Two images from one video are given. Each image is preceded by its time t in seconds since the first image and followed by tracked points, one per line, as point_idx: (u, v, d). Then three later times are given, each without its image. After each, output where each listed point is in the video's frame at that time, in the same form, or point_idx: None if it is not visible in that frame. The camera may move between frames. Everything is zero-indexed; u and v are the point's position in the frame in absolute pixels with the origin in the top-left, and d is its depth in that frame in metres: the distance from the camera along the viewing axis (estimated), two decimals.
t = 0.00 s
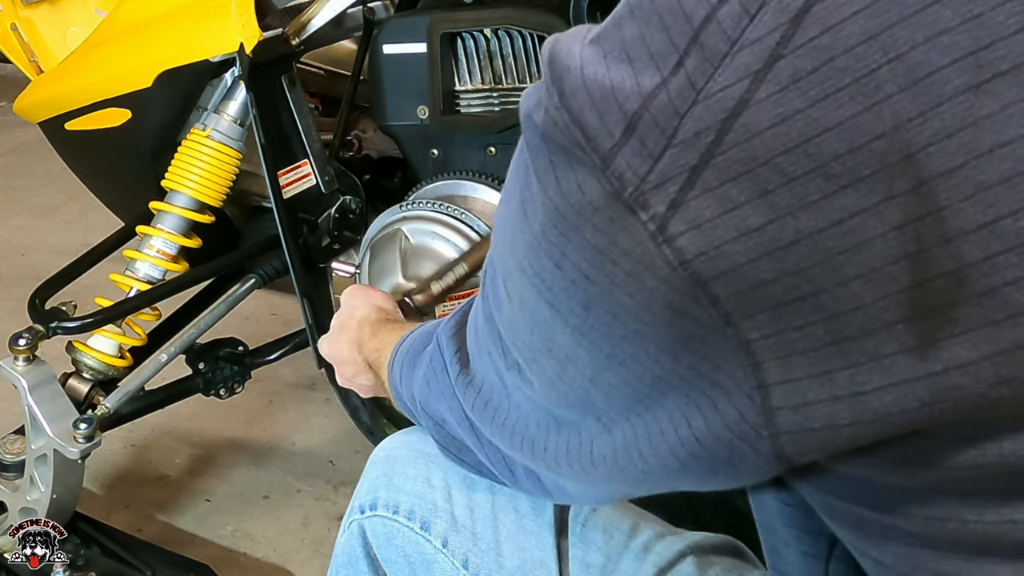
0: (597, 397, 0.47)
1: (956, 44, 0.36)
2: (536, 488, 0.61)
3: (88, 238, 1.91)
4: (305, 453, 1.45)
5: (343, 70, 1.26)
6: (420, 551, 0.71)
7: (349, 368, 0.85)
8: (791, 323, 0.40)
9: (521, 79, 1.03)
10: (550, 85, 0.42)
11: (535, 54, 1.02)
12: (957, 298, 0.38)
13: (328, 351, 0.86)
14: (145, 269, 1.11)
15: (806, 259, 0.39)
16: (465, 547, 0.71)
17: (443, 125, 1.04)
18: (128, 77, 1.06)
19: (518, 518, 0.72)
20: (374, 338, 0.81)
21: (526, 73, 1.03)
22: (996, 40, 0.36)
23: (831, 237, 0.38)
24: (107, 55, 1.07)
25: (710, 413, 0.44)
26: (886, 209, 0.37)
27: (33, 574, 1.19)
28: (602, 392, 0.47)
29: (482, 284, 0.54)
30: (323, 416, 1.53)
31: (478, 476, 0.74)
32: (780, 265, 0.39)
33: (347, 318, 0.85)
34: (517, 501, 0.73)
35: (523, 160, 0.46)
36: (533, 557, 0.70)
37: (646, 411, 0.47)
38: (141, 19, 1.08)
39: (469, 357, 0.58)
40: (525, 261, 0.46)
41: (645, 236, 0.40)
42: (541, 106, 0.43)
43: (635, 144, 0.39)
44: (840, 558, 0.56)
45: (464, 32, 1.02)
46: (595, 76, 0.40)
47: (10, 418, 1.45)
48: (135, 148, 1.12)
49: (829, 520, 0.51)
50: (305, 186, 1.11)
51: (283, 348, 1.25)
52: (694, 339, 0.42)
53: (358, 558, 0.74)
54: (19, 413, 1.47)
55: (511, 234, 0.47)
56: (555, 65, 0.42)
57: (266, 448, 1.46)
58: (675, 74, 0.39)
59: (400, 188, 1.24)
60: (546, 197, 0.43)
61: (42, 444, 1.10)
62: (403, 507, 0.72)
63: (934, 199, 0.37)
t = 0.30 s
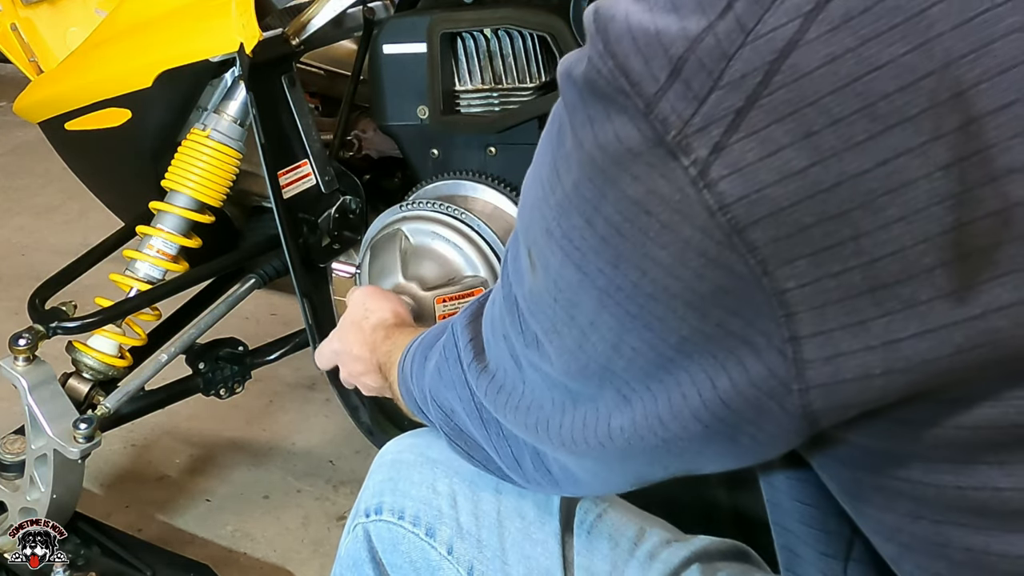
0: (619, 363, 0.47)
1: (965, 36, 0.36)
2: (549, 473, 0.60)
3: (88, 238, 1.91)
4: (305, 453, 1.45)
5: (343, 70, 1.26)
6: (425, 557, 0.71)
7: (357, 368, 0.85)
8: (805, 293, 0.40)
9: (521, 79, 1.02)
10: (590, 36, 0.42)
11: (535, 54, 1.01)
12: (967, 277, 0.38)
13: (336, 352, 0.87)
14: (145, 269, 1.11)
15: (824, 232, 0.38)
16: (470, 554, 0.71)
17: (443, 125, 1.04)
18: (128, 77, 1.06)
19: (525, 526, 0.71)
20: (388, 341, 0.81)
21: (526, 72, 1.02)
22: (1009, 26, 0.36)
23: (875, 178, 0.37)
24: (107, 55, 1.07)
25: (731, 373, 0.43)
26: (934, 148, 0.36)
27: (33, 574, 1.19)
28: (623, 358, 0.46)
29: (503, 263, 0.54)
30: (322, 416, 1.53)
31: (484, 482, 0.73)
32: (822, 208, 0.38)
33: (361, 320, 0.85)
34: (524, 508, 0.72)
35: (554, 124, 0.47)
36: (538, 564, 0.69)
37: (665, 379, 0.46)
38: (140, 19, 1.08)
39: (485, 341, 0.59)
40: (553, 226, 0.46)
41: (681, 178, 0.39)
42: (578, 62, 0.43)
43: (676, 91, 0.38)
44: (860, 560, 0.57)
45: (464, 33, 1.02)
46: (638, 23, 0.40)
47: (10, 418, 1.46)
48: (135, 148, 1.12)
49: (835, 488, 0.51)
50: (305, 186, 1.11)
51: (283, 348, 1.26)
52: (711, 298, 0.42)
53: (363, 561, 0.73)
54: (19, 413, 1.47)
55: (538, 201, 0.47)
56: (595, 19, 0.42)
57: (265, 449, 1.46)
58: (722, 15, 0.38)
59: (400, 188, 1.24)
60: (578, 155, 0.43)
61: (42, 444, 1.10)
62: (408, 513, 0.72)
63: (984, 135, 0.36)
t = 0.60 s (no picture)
0: (620, 370, 0.47)
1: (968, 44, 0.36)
2: (546, 480, 0.61)
3: (88, 238, 1.91)
4: (305, 453, 1.45)
5: (342, 70, 1.26)
6: (424, 561, 0.71)
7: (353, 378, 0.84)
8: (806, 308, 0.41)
9: (521, 79, 1.02)
10: (591, 43, 0.42)
11: (535, 53, 1.01)
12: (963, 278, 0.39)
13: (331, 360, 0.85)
14: (145, 269, 1.11)
15: (829, 247, 0.40)
16: (470, 557, 0.70)
17: (443, 125, 1.04)
18: (128, 77, 1.06)
19: (524, 529, 0.71)
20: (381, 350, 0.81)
21: (526, 72, 1.02)
22: (1008, 41, 0.37)
23: (884, 187, 0.38)
24: (107, 55, 1.08)
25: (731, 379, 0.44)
26: (943, 158, 0.38)
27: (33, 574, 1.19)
28: (622, 364, 0.47)
29: (498, 267, 0.55)
30: (323, 416, 1.53)
31: (482, 485, 0.73)
32: (829, 218, 0.39)
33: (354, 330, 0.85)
34: (522, 511, 0.72)
35: (550, 131, 0.47)
36: (538, 567, 0.69)
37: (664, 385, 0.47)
38: (140, 19, 1.08)
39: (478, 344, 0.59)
40: (550, 232, 0.46)
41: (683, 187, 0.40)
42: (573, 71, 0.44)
43: (679, 98, 0.39)
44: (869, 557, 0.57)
45: (464, 32, 1.02)
46: (640, 31, 0.40)
47: (10, 418, 1.46)
48: (135, 148, 1.12)
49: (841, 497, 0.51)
50: (305, 186, 1.11)
51: (283, 348, 1.26)
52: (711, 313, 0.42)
53: (361, 566, 0.73)
54: (19, 413, 1.47)
55: (533, 207, 0.48)
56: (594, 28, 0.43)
57: (266, 448, 1.46)
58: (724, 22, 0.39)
59: (400, 188, 1.24)
60: (577, 161, 0.44)
61: (43, 444, 1.10)
62: (407, 518, 0.72)
63: (995, 146, 0.38)
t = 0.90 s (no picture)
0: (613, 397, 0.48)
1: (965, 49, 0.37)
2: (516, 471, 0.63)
3: (88, 238, 1.91)
4: (304, 453, 1.45)
5: (343, 70, 1.26)
6: (407, 512, 0.67)
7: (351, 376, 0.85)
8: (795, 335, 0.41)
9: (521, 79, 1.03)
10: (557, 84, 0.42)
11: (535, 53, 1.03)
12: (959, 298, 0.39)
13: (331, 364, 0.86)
14: (145, 269, 1.11)
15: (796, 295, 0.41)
16: (452, 510, 0.67)
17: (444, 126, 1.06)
18: (128, 76, 1.06)
19: (507, 485, 0.68)
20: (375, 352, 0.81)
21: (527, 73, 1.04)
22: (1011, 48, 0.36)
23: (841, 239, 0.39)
24: (107, 55, 1.07)
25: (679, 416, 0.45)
26: (891, 209, 0.39)
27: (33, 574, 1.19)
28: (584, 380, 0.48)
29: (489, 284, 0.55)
30: (322, 416, 1.53)
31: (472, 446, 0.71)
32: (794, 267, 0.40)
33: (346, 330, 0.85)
34: (510, 470, 0.69)
35: (473, 140, 0.47)
36: (517, 517, 0.66)
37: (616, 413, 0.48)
38: (141, 20, 1.08)
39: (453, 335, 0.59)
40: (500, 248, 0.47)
41: (652, 234, 0.41)
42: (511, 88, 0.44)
43: (624, 134, 0.40)
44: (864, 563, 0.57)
45: (465, 33, 1.03)
46: (581, 59, 0.41)
47: (10, 418, 1.46)
48: (135, 148, 1.12)
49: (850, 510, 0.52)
50: (305, 186, 1.11)
51: (283, 348, 1.26)
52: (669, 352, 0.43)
53: (351, 511, 0.70)
54: (19, 413, 1.47)
55: (478, 220, 0.48)
56: (533, 45, 0.43)
57: (265, 449, 1.46)
58: (669, 60, 0.39)
59: (400, 188, 1.24)
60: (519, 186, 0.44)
61: (43, 444, 1.10)
62: (396, 472, 0.69)
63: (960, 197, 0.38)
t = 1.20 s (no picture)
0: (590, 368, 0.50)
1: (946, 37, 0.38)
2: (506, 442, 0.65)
3: (88, 238, 1.91)
4: (304, 453, 1.45)
5: (343, 70, 1.26)
6: (395, 519, 0.68)
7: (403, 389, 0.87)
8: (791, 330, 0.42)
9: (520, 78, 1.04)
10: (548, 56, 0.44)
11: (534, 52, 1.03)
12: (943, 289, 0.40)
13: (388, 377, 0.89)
14: (146, 269, 1.11)
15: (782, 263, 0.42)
16: (440, 516, 0.67)
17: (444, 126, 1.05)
18: (128, 76, 1.06)
19: (494, 490, 0.68)
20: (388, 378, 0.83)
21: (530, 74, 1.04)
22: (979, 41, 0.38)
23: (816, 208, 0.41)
24: (107, 55, 1.07)
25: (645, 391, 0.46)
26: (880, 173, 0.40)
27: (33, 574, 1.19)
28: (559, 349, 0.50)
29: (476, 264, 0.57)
30: (322, 416, 1.53)
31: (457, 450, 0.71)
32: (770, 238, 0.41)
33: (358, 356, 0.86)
34: (496, 475, 0.69)
35: (469, 105, 0.48)
36: (504, 523, 0.66)
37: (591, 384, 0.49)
38: (141, 20, 1.08)
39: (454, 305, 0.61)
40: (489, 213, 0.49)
41: (644, 209, 0.43)
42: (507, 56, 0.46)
43: (612, 101, 0.42)
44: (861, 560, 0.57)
45: (465, 33, 1.02)
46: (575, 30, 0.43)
47: (10, 418, 1.46)
48: (135, 148, 1.12)
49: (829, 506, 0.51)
50: (305, 186, 1.11)
51: (283, 348, 1.26)
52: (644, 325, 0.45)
53: (339, 515, 0.71)
54: (19, 413, 1.47)
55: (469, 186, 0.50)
56: (533, 14, 0.45)
57: (265, 449, 1.46)
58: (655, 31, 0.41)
59: (400, 188, 1.24)
60: (511, 152, 0.46)
61: (43, 445, 1.10)
62: (383, 477, 0.69)
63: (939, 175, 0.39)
